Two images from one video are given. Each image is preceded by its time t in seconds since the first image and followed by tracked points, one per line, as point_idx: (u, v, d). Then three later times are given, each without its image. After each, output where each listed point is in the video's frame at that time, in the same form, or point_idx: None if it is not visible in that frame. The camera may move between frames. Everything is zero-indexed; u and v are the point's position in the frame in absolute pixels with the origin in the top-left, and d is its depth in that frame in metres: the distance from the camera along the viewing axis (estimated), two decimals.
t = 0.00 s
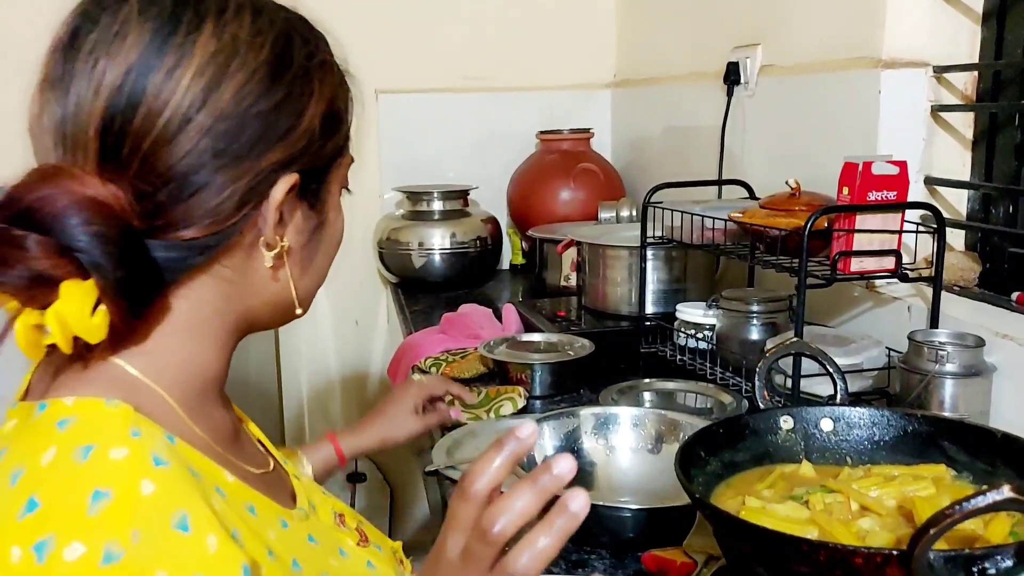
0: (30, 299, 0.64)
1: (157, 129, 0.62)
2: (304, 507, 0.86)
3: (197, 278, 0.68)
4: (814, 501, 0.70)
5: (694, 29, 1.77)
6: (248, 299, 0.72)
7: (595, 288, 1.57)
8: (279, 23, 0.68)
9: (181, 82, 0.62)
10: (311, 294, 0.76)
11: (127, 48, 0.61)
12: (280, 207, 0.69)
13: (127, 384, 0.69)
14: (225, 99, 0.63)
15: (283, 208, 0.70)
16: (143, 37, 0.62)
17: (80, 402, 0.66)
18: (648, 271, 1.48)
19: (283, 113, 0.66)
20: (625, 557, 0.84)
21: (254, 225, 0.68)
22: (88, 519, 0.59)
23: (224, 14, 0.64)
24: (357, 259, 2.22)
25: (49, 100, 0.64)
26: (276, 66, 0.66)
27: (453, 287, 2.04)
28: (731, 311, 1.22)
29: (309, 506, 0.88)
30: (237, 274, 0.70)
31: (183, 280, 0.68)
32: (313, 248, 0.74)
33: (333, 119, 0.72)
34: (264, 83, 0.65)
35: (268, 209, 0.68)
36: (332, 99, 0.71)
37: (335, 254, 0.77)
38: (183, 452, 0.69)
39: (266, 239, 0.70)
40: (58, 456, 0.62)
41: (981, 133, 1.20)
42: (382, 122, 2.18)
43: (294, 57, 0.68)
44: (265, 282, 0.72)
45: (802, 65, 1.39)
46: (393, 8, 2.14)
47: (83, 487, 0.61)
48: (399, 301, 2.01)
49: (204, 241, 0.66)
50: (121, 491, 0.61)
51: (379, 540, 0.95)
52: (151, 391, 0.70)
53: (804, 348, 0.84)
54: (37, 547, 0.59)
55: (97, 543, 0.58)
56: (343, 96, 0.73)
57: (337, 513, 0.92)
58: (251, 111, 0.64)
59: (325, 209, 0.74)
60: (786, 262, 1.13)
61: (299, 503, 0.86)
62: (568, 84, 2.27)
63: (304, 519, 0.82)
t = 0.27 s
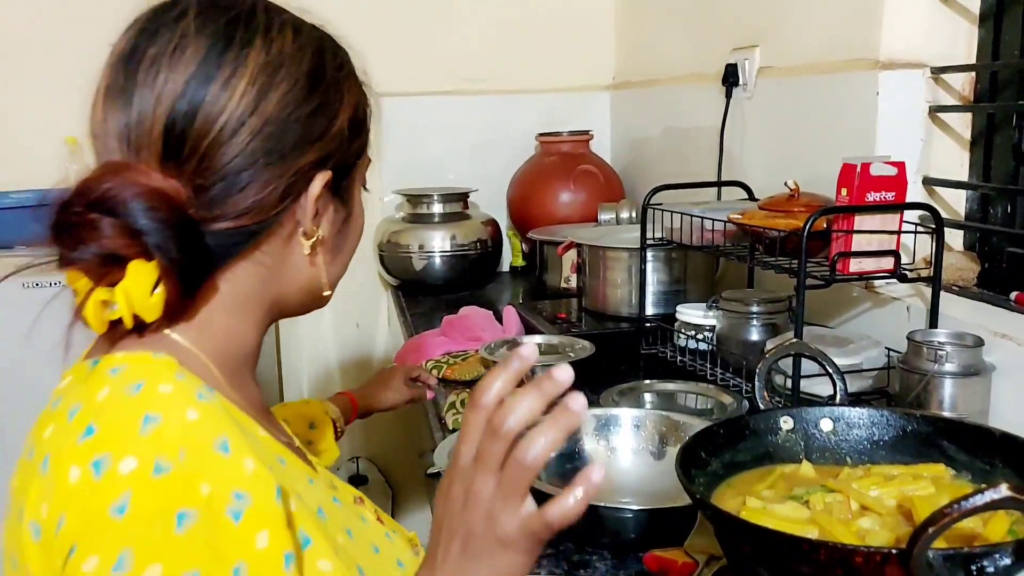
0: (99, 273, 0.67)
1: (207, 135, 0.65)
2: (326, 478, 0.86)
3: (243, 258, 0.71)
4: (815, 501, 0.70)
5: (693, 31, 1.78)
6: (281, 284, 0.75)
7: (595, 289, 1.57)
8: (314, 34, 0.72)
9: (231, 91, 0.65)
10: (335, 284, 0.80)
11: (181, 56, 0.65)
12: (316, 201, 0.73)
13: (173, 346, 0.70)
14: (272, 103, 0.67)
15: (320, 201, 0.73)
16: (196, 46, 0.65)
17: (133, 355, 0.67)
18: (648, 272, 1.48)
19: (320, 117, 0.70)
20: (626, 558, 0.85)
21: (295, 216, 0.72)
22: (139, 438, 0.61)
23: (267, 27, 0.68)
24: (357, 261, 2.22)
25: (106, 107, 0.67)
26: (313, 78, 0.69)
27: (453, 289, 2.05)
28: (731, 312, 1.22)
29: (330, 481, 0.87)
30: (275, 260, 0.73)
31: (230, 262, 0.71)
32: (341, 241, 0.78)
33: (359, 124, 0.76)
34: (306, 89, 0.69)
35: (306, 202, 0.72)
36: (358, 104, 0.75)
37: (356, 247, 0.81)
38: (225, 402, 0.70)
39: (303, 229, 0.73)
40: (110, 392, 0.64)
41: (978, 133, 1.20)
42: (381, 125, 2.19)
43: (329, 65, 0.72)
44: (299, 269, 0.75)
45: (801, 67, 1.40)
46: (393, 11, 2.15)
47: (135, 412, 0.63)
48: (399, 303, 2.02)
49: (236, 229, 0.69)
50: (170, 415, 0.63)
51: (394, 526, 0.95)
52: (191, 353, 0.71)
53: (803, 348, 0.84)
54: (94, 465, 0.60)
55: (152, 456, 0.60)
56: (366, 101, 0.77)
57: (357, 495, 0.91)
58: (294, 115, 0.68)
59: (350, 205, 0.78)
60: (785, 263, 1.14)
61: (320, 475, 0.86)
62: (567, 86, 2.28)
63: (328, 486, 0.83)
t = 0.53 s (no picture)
0: (162, 244, 0.73)
1: (255, 138, 0.70)
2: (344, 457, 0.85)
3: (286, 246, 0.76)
4: (809, 503, 0.71)
5: (692, 36, 1.79)
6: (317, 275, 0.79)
7: (594, 293, 1.58)
8: (354, 56, 0.77)
9: (284, 102, 0.71)
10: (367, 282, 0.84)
11: (240, 71, 0.70)
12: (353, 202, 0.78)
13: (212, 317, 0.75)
14: (320, 114, 0.72)
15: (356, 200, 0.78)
16: (254, 63, 0.71)
17: (177, 318, 0.74)
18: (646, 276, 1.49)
19: (359, 129, 0.76)
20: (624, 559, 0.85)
21: (334, 213, 0.77)
22: (174, 374, 0.68)
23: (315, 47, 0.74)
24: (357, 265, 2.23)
25: (168, 117, 0.72)
26: (354, 94, 0.75)
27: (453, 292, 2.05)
28: (729, 316, 1.23)
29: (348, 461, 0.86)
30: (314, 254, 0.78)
31: (274, 249, 0.75)
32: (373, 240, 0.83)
33: (390, 136, 0.81)
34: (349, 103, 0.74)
35: (344, 202, 0.77)
36: (391, 120, 0.81)
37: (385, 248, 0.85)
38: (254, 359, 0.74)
39: (340, 225, 0.78)
40: (154, 341, 0.72)
41: (975, 137, 1.21)
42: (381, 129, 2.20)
43: (366, 83, 0.77)
44: (335, 265, 0.80)
45: (798, 72, 1.41)
46: (394, 14, 2.15)
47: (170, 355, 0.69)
48: (399, 306, 2.02)
49: (276, 224, 0.74)
50: (198, 358, 0.69)
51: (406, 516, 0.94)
52: (231, 327, 0.76)
53: (798, 351, 0.85)
54: (132, 396, 0.67)
55: (179, 389, 0.67)
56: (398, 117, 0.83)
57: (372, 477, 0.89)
58: (337, 125, 0.73)
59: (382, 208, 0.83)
60: (782, 266, 1.14)
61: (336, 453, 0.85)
62: (566, 90, 2.28)
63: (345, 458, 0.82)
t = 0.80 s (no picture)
0: (202, 238, 0.75)
1: (288, 144, 0.73)
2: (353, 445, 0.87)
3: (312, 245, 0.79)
4: (801, 503, 0.72)
5: (685, 42, 1.80)
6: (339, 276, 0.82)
7: (588, 297, 1.59)
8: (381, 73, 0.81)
9: (317, 111, 0.74)
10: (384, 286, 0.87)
11: (278, 82, 0.74)
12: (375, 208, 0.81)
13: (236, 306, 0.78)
14: (349, 124, 0.75)
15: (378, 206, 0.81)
16: (291, 74, 0.74)
17: (205, 305, 0.76)
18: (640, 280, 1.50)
19: (383, 139, 0.79)
20: (619, 560, 0.86)
21: (359, 217, 0.80)
22: (200, 347, 0.70)
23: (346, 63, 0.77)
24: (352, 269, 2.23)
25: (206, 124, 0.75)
26: (380, 107, 0.78)
27: (447, 296, 2.06)
28: (722, 319, 1.24)
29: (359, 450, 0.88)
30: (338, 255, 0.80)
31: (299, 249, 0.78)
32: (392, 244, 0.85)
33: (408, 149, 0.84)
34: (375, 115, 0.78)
35: (367, 207, 0.80)
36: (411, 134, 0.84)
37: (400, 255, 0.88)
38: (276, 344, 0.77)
39: (364, 230, 0.81)
40: (181, 320, 0.74)
41: (965, 143, 1.22)
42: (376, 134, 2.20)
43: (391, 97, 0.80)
44: (358, 267, 0.82)
45: (790, 78, 1.42)
46: (388, 20, 2.16)
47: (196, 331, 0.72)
48: (394, 310, 2.03)
49: (306, 224, 0.76)
50: (222, 335, 0.72)
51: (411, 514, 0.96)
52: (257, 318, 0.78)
53: (789, 353, 0.86)
54: (160, 366, 0.70)
55: (204, 361, 0.69)
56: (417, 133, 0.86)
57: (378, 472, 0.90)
58: (364, 134, 0.77)
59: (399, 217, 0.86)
60: (774, 270, 1.16)
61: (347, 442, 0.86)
62: (560, 95, 2.29)
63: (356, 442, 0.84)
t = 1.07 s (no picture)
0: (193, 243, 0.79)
1: (268, 144, 0.76)
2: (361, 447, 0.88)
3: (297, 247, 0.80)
4: (795, 505, 0.73)
5: (682, 51, 1.82)
6: (330, 279, 0.83)
7: (586, 303, 1.60)
8: (377, 79, 0.83)
9: (298, 112, 0.76)
10: (384, 288, 0.87)
11: (265, 88, 0.77)
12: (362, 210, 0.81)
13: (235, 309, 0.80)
14: (331, 124, 0.77)
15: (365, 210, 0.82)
16: (278, 81, 0.78)
17: (210, 312, 0.78)
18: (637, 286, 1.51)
19: (371, 141, 0.80)
20: (617, 563, 0.87)
21: (342, 221, 0.81)
22: (211, 356, 0.72)
23: (336, 69, 0.80)
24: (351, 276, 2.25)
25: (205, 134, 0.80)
26: (368, 110, 0.80)
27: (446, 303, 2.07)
28: (718, 326, 1.25)
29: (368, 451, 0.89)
30: (324, 258, 0.81)
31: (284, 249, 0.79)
32: (389, 249, 0.85)
33: (406, 153, 0.84)
34: (362, 117, 0.79)
35: (352, 211, 0.80)
36: (408, 139, 0.84)
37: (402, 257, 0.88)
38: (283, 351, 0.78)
39: (349, 233, 0.81)
40: (190, 328, 0.76)
41: (958, 152, 1.24)
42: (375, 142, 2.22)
43: (383, 102, 0.82)
44: (348, 269, 0.83)
45: (786, 87, 1.43)
46: (388, 27, 2.18)
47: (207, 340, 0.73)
48: (393, 317, 2.04)
49: (290, 224, 0.78)
50: (233, 344, 0.73)
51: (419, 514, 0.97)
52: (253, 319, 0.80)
53: (785, 358, 0.87)
54: (172, 375, 0.71)
55: (215, 370, 0.70)
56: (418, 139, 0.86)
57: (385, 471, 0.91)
58: (348, 134, 0.78)
59: (396, 219, 0.85)
60: (770, 277, 1.17)
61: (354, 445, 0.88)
62: (558, 104, 2.31)
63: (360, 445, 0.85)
